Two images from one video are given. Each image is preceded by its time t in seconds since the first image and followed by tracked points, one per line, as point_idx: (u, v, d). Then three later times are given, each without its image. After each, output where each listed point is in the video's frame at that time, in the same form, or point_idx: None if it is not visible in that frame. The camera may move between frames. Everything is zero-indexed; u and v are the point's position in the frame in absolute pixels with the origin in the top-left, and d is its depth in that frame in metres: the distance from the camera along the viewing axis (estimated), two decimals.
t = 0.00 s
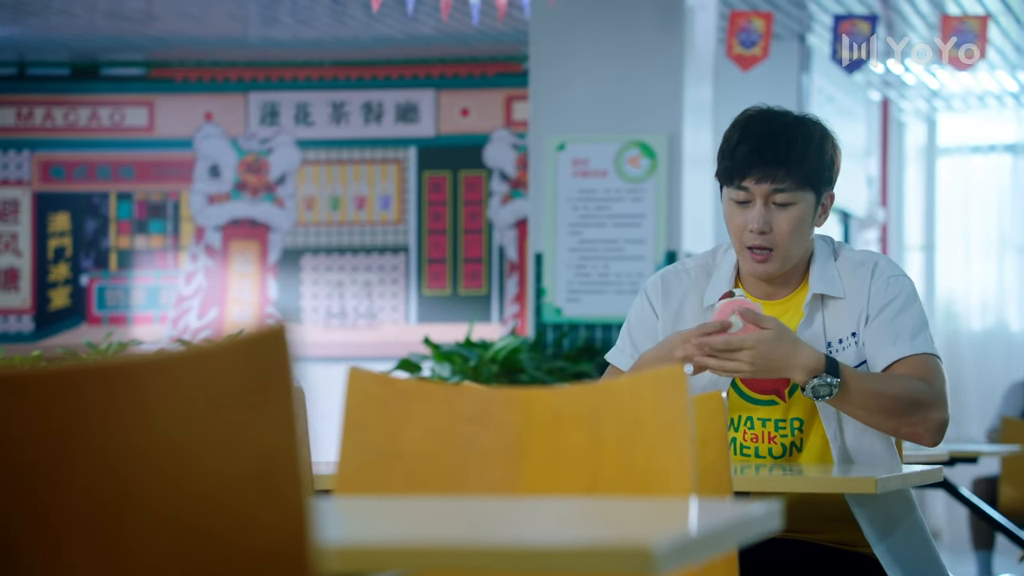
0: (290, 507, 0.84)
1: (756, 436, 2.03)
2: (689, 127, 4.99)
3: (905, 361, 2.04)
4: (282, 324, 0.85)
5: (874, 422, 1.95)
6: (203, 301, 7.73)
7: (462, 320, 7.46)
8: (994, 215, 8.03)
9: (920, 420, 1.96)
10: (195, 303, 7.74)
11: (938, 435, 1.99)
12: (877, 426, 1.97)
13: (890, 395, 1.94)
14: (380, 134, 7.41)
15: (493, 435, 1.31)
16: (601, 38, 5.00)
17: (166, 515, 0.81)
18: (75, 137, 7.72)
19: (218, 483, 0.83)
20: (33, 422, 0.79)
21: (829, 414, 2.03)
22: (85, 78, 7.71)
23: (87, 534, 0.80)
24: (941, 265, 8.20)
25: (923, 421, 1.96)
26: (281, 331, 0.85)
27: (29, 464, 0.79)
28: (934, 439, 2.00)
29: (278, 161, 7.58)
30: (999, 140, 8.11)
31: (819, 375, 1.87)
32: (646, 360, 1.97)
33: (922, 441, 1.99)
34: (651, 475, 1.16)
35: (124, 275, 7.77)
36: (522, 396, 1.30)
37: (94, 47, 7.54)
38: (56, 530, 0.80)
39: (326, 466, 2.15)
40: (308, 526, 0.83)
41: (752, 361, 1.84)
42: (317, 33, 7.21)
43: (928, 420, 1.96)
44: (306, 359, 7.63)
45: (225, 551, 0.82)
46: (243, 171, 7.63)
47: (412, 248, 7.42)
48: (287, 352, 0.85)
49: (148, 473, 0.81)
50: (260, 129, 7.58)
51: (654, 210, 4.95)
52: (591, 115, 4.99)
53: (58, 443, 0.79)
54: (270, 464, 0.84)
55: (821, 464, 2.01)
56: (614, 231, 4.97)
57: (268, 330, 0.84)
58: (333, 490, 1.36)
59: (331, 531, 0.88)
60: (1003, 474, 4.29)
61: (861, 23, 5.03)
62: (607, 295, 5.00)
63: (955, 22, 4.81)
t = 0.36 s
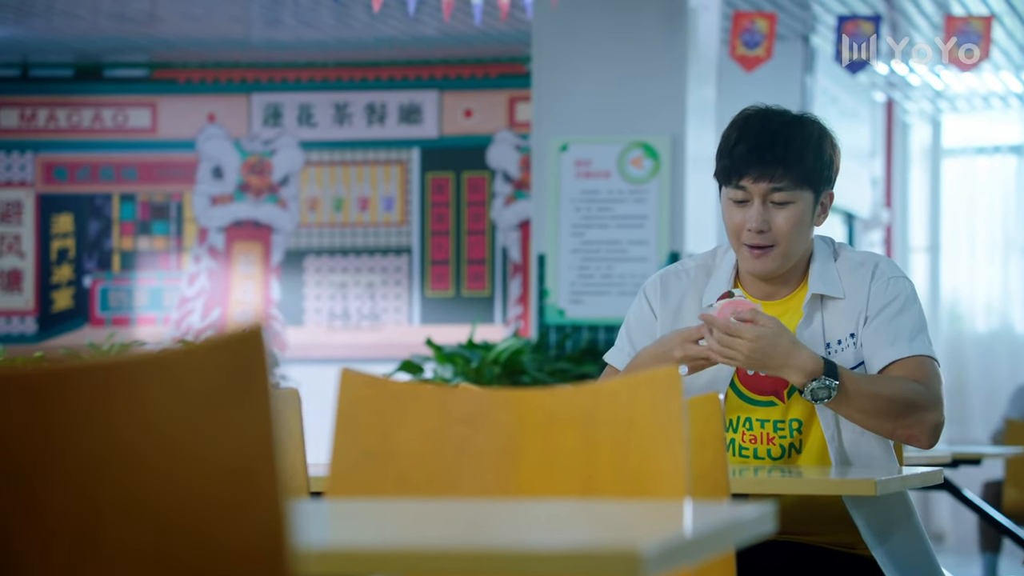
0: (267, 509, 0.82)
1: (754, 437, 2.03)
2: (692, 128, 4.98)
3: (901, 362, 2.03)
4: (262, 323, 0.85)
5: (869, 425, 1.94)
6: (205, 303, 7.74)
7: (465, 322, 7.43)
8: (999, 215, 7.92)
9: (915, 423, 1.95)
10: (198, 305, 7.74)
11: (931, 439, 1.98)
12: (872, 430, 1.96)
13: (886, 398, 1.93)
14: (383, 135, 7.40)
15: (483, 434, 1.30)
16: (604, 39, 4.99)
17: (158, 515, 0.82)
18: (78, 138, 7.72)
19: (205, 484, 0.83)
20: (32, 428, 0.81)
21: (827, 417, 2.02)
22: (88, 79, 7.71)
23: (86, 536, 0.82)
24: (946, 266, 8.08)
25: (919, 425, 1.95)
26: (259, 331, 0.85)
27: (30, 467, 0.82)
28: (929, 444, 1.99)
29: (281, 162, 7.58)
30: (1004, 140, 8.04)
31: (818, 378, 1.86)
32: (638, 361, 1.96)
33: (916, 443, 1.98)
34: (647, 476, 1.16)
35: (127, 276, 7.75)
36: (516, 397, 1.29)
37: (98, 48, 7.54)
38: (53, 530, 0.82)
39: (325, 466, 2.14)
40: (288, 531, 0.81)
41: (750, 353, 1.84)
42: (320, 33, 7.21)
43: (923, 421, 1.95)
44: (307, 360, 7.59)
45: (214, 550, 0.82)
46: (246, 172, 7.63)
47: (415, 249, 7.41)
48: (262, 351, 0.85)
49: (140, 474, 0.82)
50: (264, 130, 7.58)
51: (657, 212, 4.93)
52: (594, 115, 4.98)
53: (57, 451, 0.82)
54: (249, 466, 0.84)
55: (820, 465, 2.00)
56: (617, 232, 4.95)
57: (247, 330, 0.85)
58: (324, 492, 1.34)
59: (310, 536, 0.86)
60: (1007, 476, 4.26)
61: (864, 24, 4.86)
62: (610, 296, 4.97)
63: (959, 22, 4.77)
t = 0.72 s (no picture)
0: (248, 517, 0.81)
1: (754, 439, 2.02)
2: (694, 130, 4.96)
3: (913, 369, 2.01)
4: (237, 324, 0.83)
5: (884, 432, 1.93)
6: (209, 304, 7.76)
7: (467, 323, 7.42)
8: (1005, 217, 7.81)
9: (928, 433, 1.93)
10: (202, 306, 7.77)
11: (942, 449, 1.97)
12: (886, 439, 1.95)
13: (906, 405, 1.92)
14: (386, 137, 7.39)
15: (479, 437, 1.30)
16: (606, 41, 4.98)
17: (149, 516, 0.80)
18: (81, 140, 7.71)
19: (197, 483, 0.81)
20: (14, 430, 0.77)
21: (828, 419, 2.01)
22: (91, 81, 7.71)
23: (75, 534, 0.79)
24: (950, 269, 8.03)
25: (932, 435, 1.94)
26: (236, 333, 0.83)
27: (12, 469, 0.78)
28: (938, 456, 1.98)
29: (284, 164, 7.57)
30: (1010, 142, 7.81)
31: (845, 379, 1.85)
32: (632, 360, 1.91)
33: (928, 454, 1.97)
34: (640, 480, 1.15)
35: (131, 278, 7.76)
36: (510, 400, 1.28)
37: (100, 50, 7.55)
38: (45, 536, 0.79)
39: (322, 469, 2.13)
40: (266, 533, 0.82)
41: (786, 351, 1.80)
42: (324, 35, 7.20)
43: (938, 433, 1.94)
44: (310, 362, 7.60)
45: (203, 551, 0.81)
46: (250, 174, 7.64)
47: (418, 251, 7.39)
48: (240, 356, 0.83)
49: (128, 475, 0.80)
50: (267, 132, 7.57)
51: (660, 213, 4.92)
52: (597, 117, 4.97)
53: (39, 454, 0.78)
54: (233, 463, 0.82)
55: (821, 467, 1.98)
56: (620, 234, 4.94)
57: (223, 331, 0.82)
58: (318, 494, 1.34)
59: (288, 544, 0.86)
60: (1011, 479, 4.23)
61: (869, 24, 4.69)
62: (612, 298, 4.95)
63: (963, 24, 4.74)
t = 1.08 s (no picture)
0: (222, 517, 0.83)
1: (755, 439, 2.01)
2: (697, 131, 4.95)
3: (917, 375, 2.00)
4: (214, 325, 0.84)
5: (886, 442, 1.91)
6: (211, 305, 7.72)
7: (471, 324, 7.42)
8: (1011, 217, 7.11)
9: (929, 443, 1.92)
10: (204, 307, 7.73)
11: (944, 454, 1.96)
12: (888, 447, 1.94)
13: (908, 414, 1.90)
14: (388, 138, 7.37)
15: (466, 438, 1.30)
16: (610, 42, 4.96)
17: (146, 515, 0.81)
18: (83, 141, 7.70)
19: (188, 479, 0.82)
20: (11, 429, 0.78)
21: (829, 420, 1.99)
22: (93, 81, 7.70)
23: (73, 531, 0.79)
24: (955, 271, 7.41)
25: (933, 444, 1.93)
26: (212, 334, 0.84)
27: (8, 469, 0.78)
28: (940, 461, 1.98)
29: (287, 165, 7.56)
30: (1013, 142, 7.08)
31: (845, 394, 1.83)
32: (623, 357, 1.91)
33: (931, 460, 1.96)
34: (633, 481, 1.15)
35: (134, 279, 7.77)
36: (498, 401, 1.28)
37: (103, 51, 7.54)
38: (44, 530, 0.79)
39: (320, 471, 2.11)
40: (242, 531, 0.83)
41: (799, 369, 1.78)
42: (326, 37, 7.18)
43: (940, 441, 1.93)
44: (312, 363, 7.60)
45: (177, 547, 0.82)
46: (253, 176, 7.63)
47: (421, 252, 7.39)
48: (218, 357, 0.84)
49: (124, 473, 0.81)
50: (269, 133, 7.57)
51: (662, 214, 4.91)
52: (600, 118, 4.95)
53: (26, 450, 0.78)
54: (214, 460, 0.84)
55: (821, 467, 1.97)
56: (622, 235, 4.92)
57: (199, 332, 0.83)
58: (309, 497, 1.34)
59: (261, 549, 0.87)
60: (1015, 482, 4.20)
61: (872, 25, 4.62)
62: (615, 299, 4.93)
63: (967, 24, 4.69)
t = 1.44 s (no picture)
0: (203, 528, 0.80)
1: (755, 440, 2.00)
2: (701, 130, 4.92)
3: (916, 385, 2.00)
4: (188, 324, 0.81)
5: (880, 446, 1.91)
6: (215, 306, 7.68)
7: (474, 324, 7.41)
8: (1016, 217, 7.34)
9: (923, 453, 1.92)
10: (207, 308, 7.69)
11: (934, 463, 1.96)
12: (881, 451, 1.93)
13: (906, 420, 1.89)
14: (392, 138, 7.37)
15: (462, 440, 1.30)
16: (613, 42, 4.94)
17: (137, 514, 0.80)
18: (87, 142, 7.70)
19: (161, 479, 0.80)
20: (10, 427, 0.78)
21: (829, 422, 1.98)
22: (98, 82, 7.70)
23: (73, 529, 0.80)
24: (960, 271, 7.51)
25: (926, 454, 1.93)
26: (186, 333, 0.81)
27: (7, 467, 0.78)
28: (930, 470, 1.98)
29: (290, 166, 7.55)
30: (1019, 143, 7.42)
31: (845, 389, 1.83)
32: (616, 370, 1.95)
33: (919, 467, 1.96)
34: (628, 481, 1.13)
35: (137, 279, 7.75)
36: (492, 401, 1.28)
37: (107, 51, 7.54)
38: (44, 527, 0.79)
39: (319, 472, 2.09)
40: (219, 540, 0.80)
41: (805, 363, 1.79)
42: (330, 37, 7.16)
43: (932, 453, 1.93)
44: (317, 364, 7.60)
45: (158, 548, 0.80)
46: (255, 176, 7.60)
47: (424, 252, 7.37)
48: (190, 355, 0.81)
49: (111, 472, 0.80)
50: (273, 133, 7.56)
51: (666, 214, 4.89)
52: (603, 118, 4.94)
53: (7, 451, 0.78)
54: (192, 462, 0.81)
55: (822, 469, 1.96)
56: (626, 235, 4.90)
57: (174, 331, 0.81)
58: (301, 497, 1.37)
59: (241, 552, 0.86)
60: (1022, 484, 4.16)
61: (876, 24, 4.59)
62: (618, 299, 4.91)
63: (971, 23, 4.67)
